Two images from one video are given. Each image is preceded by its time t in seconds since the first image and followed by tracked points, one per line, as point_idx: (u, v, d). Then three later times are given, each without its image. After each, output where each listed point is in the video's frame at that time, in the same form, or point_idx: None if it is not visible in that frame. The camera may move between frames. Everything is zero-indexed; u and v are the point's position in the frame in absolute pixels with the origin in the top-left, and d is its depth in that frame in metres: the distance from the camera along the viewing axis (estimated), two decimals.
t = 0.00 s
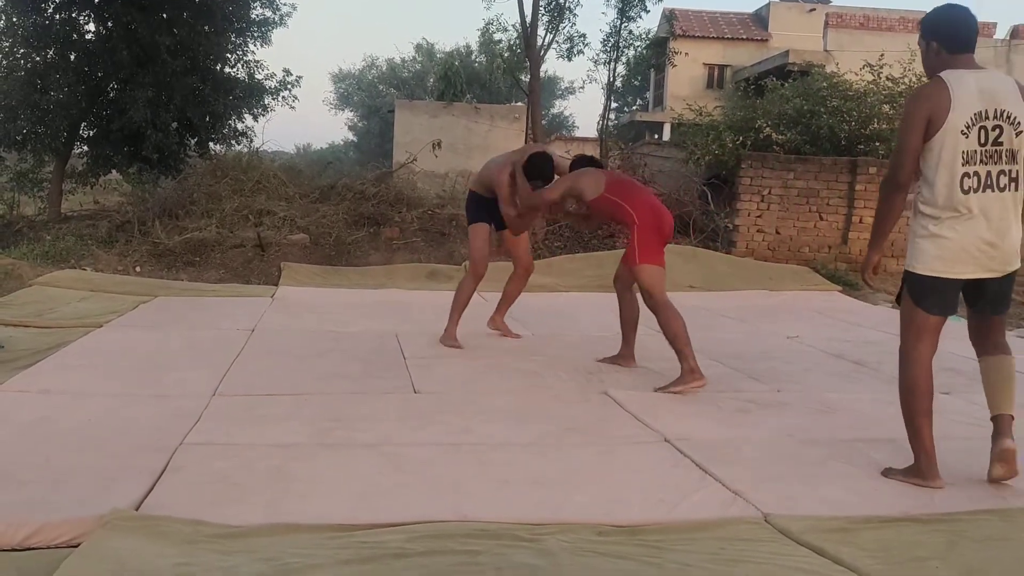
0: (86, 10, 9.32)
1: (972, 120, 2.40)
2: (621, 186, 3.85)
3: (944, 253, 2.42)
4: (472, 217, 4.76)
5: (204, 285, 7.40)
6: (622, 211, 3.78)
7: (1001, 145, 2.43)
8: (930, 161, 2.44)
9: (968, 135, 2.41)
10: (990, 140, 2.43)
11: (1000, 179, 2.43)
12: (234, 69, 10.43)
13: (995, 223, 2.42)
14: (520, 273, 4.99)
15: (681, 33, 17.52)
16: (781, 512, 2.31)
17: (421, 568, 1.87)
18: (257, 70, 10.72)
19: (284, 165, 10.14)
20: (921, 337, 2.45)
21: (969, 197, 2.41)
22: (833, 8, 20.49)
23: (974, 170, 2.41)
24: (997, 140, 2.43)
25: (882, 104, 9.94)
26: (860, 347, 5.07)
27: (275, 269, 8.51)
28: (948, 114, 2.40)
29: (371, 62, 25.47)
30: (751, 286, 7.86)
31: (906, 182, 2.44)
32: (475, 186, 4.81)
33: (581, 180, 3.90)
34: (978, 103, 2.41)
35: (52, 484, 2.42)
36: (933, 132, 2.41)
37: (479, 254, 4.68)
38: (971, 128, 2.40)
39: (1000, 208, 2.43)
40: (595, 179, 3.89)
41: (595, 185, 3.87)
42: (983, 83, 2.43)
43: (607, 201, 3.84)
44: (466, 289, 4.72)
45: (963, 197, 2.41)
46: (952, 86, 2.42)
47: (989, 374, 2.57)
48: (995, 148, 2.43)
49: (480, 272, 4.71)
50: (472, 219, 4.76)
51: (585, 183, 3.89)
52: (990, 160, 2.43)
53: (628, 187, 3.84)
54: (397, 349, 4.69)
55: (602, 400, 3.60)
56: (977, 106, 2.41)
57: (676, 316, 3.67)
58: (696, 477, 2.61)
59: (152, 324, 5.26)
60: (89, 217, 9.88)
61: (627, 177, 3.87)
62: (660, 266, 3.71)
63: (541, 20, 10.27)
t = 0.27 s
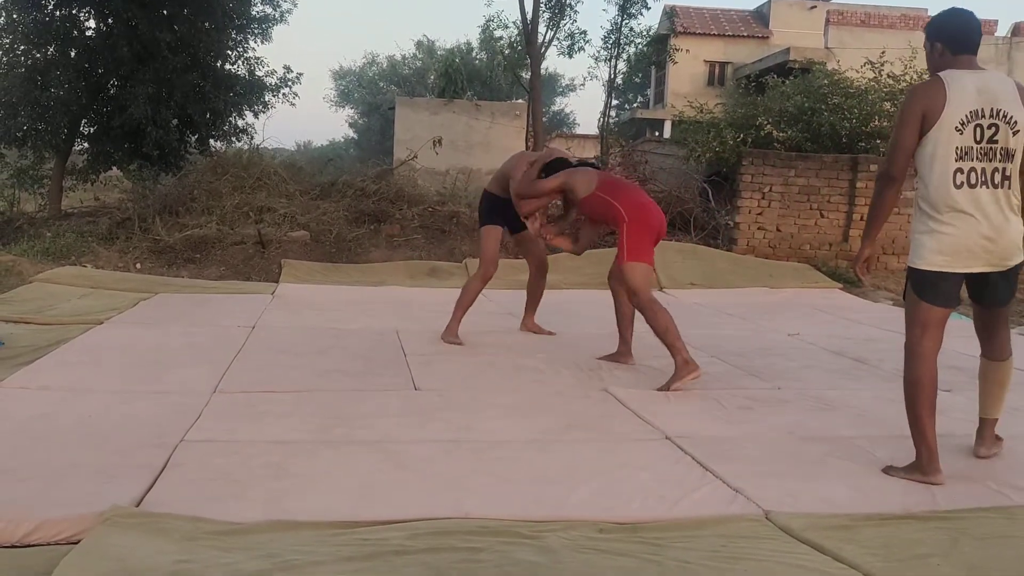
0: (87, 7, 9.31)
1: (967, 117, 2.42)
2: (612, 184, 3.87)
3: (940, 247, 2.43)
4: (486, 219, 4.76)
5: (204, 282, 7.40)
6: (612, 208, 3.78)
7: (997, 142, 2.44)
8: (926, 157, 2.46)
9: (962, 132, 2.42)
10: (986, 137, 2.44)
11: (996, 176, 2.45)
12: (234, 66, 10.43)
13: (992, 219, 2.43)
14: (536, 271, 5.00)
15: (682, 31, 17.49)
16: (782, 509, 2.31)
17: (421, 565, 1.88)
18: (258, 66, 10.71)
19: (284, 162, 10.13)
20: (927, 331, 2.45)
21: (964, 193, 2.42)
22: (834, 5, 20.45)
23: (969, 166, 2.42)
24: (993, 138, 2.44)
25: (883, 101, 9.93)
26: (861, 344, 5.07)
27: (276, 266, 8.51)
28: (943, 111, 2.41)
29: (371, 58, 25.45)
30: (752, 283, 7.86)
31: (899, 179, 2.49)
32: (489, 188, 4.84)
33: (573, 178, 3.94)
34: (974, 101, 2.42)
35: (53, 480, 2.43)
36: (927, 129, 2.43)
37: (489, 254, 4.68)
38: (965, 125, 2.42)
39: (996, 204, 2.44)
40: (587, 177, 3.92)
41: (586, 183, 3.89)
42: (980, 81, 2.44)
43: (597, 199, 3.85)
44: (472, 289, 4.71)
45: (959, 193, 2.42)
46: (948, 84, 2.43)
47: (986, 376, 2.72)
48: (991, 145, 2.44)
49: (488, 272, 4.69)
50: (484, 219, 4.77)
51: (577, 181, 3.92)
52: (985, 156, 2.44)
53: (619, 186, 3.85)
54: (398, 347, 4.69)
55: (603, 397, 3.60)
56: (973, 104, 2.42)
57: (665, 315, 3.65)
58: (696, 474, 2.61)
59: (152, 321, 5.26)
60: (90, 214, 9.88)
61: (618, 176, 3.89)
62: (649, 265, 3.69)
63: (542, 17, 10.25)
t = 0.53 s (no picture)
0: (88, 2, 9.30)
1: (996, 117, 2.46)
2: (622, 175, 3.82)
3: (963, 240, 2.47)
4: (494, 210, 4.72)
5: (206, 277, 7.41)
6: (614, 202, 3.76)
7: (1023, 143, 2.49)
8: (956, 152, 2.50)
9: (990, 130, 2.46)
10: (1013, 137, 2.48)
11: (1019, 176, 2.49)
12: (236, 61, 10.43)
13: (1013, 217, 2.47)
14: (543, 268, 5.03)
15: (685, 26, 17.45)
16: (785, 505, 2.31)
17: (425, 560, 1.88)
18: (260, 62, 10.71)
19: (286, 157, 10.13)
20: (934, 321, 2.48)
21: (987, 190, 2.47)
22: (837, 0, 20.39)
23: (993, 165, 2.47)
24: (1019, 138, 2.48)
25: (886, 97, 9.92)
26: (864, 340, 5.06)
27: (278, 261, 8.52)
28: (975, 106, 2.46)
29: (373, 54, 25.43)
30: (754, 279, 7.85)
31: (934, 169, 2.50)
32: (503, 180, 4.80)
33: (595, 160, 3.98)
34: (1005, 101, 2.46)
35: (57, 475, 2.43)
36: (959, 124, 2.47)
37: (494, 250, 4.67)
38: (994, 124, 2.46)
39: (1017, 204, 2.48)
40: (603, 163, 3.92)
41: (604, 164, 3.92)
42: (1011, 82, 2.48)
43: (604, 187, 3.85)
44: (474, 285, 4.72)
45: (983, 189, 2.47)
46: (982, 82, 2.47)
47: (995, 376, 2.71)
48: (1017, 146, 2.48)
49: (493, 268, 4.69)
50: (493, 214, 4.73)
51: (597, 160, 3.96)
52: (1010, 157, 2.48)
53: (629, 178, 3.80)
54: (400, 342, 4.69)
55: (605, 393, 3.59)
56: (1004, 104, 2.46)
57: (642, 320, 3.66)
58: (700, 470, 2.61)
59: (155, 316, 5.26)
60: (92, 210, 9.89)
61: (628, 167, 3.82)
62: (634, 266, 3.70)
63: (544, 12, 10.23)
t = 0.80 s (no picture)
0: None
1: None
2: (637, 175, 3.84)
3: (990, 232, 2.61)
4: (519, 209, 4.76)
5: (213, 272, 7.42)
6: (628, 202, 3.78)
7: None
8: (986, 149, 2.64)
9: (1017, 128, 2.60)
10: None
11: None
12: (243, 56, 10.45)
13: None
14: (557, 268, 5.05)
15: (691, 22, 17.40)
16: (792, 503, 2.31)
17: (432, 556, 1.88)
18: (266, 57, 10.72)
19: (292, 153, 10.14)
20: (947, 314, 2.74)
21: (1013, 185, 2.61)
22: None
23: (1019, 161, 2.61)
24: None
25: (893, 93, 9.89)
26: (870, 337, 5.05)
27: (284, 257, 8.54)
28: (1006, 106, 2.60)
29: (379, 49, 25.41)
30: (761, 275, 7.84)
31: (966, 165, 2.65)
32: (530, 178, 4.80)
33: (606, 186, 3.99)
34: None
35: (65, 469, 2.44)
36: (989, 122, 2.62)
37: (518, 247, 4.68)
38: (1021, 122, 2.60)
39: None
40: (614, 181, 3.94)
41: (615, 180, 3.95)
42: None
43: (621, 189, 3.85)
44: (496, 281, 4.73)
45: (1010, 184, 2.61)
46: (1013, 82, 2.62)
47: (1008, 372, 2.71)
48: None
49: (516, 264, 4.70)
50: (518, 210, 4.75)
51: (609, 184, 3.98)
52: None
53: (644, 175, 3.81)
54: (406, 338, 4.70)
55: (611, 390, 3.60)
56: None
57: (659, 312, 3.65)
58: (706, 467, 2.61)
59: (161, 311, 5.28)
60: (98, 205, 9.91)
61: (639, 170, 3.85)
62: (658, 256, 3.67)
63: (551, 8, 10.21)
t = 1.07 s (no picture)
0: None
1: None
2: (645, 169, 3.81)
3: (998, 231, 2.80)
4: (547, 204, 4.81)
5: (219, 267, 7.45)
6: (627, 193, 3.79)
7: None
8: (997, 152, 2.83)
9: None
10: None
11: None
12: (250, 52, 10.48)
13: None
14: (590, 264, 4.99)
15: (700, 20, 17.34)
16: (797, 502, 2.31)
17: (438, 552, 1.89)
18: (273, 53, 10.74)
19: (299, 149, 10.16)
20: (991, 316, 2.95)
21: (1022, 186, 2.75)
22: None
23: None
24: None
25: (901, 93, 9.86)
26: (877, 337, 5.04)
27: (290, 252, 8.55)
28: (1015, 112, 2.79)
29: (386, 46, 25.41)
30: (767, 274, 7.82)
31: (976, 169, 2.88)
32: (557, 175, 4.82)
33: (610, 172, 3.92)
34: None
35: (72, 462, 2.46)
36: (999, 127, 2.82)
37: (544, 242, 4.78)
38: None
39: None
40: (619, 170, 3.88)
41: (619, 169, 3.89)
42: None
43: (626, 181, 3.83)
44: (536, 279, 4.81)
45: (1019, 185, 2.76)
46: None
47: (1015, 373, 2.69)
48: None
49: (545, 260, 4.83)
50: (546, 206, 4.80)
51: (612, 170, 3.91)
52: None
53: (653, 172, 3.79)
54: (411, 334, 4.70)
55: (616, 388, 3.59)
56: None
57: (626, 303, 3.67)
58: (711, 466, 2.61)
59: (168, 306, 5.30)
60: (105, 200, 9.94)
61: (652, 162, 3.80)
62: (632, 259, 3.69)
63: (558, 5, 10.19)
